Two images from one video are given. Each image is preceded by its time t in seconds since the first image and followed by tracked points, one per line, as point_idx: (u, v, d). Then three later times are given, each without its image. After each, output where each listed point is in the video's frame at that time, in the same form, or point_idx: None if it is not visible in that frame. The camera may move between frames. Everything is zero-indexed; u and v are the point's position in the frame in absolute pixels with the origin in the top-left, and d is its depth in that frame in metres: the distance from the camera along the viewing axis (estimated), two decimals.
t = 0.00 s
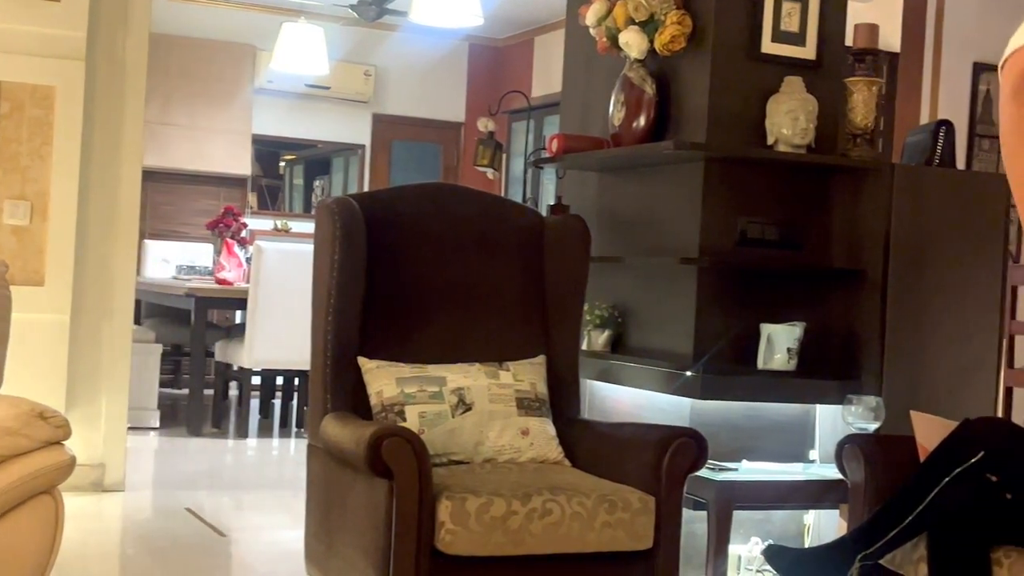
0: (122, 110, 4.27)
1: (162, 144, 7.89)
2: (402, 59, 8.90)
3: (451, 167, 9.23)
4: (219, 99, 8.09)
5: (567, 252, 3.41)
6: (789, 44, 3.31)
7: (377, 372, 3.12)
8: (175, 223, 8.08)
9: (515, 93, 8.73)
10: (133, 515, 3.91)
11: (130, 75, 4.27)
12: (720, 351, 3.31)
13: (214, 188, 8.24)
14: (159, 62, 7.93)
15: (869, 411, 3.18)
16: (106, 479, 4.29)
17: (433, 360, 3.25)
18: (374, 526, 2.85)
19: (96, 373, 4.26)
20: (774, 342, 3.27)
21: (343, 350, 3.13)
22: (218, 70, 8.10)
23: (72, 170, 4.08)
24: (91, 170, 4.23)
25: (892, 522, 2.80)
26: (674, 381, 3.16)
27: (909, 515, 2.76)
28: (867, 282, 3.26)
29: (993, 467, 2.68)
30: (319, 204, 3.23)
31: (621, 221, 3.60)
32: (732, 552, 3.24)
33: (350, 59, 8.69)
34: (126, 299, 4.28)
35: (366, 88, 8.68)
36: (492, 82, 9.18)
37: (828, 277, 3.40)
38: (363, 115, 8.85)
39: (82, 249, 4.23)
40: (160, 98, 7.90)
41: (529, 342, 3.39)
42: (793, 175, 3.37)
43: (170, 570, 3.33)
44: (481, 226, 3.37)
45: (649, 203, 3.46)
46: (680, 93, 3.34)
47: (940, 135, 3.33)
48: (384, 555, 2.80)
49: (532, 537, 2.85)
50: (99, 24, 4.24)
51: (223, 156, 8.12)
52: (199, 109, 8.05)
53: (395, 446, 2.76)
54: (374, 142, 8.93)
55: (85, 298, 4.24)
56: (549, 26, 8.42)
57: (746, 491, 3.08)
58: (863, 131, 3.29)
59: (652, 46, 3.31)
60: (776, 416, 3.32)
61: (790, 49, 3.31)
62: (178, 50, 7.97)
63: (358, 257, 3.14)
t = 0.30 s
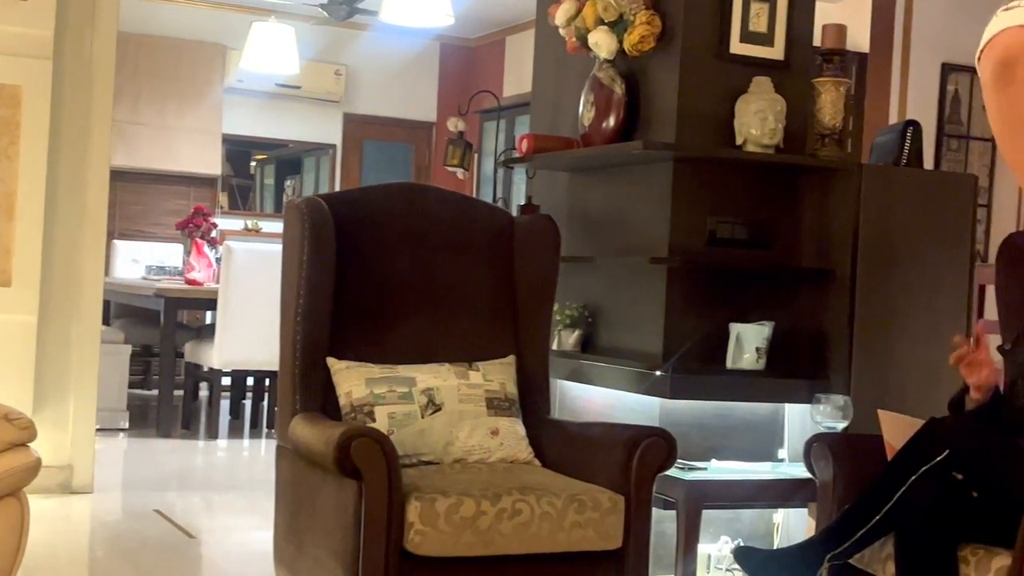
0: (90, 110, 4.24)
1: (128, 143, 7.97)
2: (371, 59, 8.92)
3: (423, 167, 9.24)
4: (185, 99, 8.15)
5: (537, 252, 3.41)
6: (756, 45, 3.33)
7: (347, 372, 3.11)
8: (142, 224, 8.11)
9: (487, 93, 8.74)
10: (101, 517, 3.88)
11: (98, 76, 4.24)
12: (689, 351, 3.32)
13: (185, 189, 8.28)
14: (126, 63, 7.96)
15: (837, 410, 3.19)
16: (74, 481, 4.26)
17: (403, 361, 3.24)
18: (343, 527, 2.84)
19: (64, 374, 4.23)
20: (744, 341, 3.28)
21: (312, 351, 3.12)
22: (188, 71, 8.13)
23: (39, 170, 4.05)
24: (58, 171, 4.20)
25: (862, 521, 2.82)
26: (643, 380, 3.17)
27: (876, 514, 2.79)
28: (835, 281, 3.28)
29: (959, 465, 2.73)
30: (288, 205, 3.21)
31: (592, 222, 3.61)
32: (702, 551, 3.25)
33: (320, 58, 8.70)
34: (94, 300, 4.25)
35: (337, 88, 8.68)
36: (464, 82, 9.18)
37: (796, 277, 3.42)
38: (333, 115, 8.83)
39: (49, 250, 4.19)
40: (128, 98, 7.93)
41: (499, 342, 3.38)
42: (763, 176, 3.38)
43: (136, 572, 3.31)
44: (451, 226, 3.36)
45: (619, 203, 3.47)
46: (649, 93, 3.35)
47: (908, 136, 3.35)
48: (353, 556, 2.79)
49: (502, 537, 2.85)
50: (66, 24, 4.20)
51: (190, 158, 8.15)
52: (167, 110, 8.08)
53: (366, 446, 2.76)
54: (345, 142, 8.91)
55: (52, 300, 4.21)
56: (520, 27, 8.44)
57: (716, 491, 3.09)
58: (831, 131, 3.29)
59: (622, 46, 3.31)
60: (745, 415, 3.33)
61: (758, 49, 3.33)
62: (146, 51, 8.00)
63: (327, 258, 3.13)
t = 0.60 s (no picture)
0: (56, 112, 4.20)
1: (95, 143, 7.96)
2: (337, 61, 8.93)
3: (392, 168, 9.26)
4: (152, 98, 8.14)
5: (504, 254, 3.40)
6: (723, 47, 3.33)
7: (314, 375, 3.10)
8: (109, 225, 8.08)
9: (453, 95, 8.76)
10: (68, 521, 3.85)
11: (63, 77, 4.20)
12: (657, 352, 3.33)
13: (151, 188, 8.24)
14: (92, 63, 7.97)
15: (803, 410, 3.20)
16: (41, 484, 4.23)
17: (371, 363, 3.23)
18: (310, 530, 2.83)
19: (30, 377, 4.20)
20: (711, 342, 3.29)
21: (279, 353, 3.11)
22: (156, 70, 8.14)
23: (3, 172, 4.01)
24: (23, 173, 4.17)
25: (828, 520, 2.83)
26: (611, 382, 3.18)
27: (842, 514, 2.80)
28: (801, 282, 3.29)
29: (925, 466, 2.75)
30: (256, 206, 3.20)
31: (560, 223, 3.61)
32: (669, 551, 3.26)
33: (288, 58, 8.71)
34: (60, 302, 4.21)
35: (306, 88, 8.74)
36: (431, 83, 9.25)
37: (764, 278, 3.43)
38: (304, 116, 8.89)
39: (14, 252, 4.16)
40: (94, 99, 7.93)
41: (467, 344, 3.38)
42: (730, 178, 3.39)
43: None
44: (419, 228, 3.35)
45: (588, 205, 3.47)
46: (618, 95, 3.35)
47: (874, 138, 3.36)
48: (320, 559, 2.78)
49: (469, 539, 2.85)
50: (31, 25, 4.17)
51: (157, 158, 8.13)
52: (135, 108, 8.06)
53: (333, 449, 2.75)
54: (313, 142, 8.97)
55: (17, 303, 4.17)
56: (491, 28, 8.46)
57: (683, 491, 3.10)
58: (798, 133, 3.30)
59: (589, 48, 3.32)
60: (712, 415, 3.34)
61: (724, 51, 3.33)
62: (111, 50, 8.02)
63: (295, 259, 3.11)
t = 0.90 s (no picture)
0: (22, 112, 4.17)
1: (63, 144, 7.95)
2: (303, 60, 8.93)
3: (362, 168, 9.33)
4: (120, 98, 8.13)
5: (472, 255, 3.39)
6: (692, 48, 3.33)
7: (281, 377, 3.08)
8: (76, 227, 8.06)
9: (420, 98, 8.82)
10: (35, 524, 3.82)
11: (30, 77, 4.17)
12: (625, 354, 3.33)
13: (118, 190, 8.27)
14: (62, 63, 7.95)
15: (770, 411, 3.21)
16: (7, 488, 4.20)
17: (338, 365, 3.22)
18: (276, 533, 2.81)
19: None
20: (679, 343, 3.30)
21: (246, 356, 3.09)
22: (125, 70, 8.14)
23: None
24: None
25: (795, 520, 2.84)
26: (579, 383, 3.17)
27: (808, 513, 2.82)
28: (769, 283, 3.30)
29: (889, 466, 2.78)
30: (222, 207, 3.18)
31: (529, 224, 3.60)
32: (637, 552, 3.27)
33: (259, 59, 8.72)
34: (25, 305, 4.18)
35: (275, 88, 8.74)
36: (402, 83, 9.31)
37: (731, 279, 3.44)
38: (272, 116, 8.87)
39: None
40: (63, 99, 7.92)
41: (435, 346, 3.37)
42: (698, 178, 3.40)
43: None
44: (387, 229, 3.34)
45: (557, 206, 3.47)
46: (586, 97, 3.35)
47: (840, 139, 3.38)
48: (286, 563, 2.77)
49: (436, 541, 2.84)
50: None
51: (123, 157, 8.12)
52: (103, 109, 8.05)
53: (298, 451, 2.74)
54: (284, 142, 8.98)
55: None
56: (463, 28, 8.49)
57: (651, 492, 3.10)
58: (764, 135, 3.32)
59: (558, 50, 3.32)
60: (680, 416, 3.34)
61: (693, 53, 3.34)
62: (80, 51, 8.01)
63: (261, 261, 3.10)
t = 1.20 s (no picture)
0: None
1: (33, 145, 7.92)
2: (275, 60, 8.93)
3: (334, 168, 9.28)
4: (90, 99, 8.11)
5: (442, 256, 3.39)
6: (661, 50, 3.34)
7: (249, 379, 3.07)
8: (45, 227, 8.00)
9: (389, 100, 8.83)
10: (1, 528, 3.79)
11: None
12: (595, 355, 3.33)
13: (88, 192, 8.21)
14: (31, 64, 7.95)
15: (739, 412, 3.22)
16: None
17: (306, 367, 3.21)
18: (244, 536, 2.80)
19: None
20: (649, 344, 3.30)
21: (213, 358, 3.07)
22: (95, 71, 8.13)
23: None
24: None
25: (763, 521, 2.84)
26: (550, 384, 3.17)
27: (777, 513, 2.82)
28: (738, 284, 3.31)
29: (856, 467, 2.80)
30: (189, 208, 3.16)
31: (499, 226, 3.60)
32: (608, 553, 3.27)
33: (229, 60, 8.71)
34: None
35: (245, 89, 8.71)
36: (373, 82, 9.33)
37: (701, 281, 3.45)
38: (242, 116, 8.86)
39: None
40: (32, 101, 7.91)
41: (404, 347, 3.36)
42: (667, 180, 3.40)
43: None
44: (356, 230, 3.34)
45: (527, 208, 3.47)
46: (556, 99, 3.35)
47: (808, 141, 3.39)
48: (254, 567, 2.75)
49: (405, 544, 2.83)
50: None
51: (94, 159, 8.09)
52: (72, 111, 8.04)
53: (264, 454, 2.73)
54: (254, 143, 8.94)
55: None
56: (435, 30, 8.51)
57: (620, 493, 3.10)
58: (734, 136, 3.31)
59: (528, 51, 3.32)
60: (650, 417, 3.35)
61: (661, 55, 3.34)
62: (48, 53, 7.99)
63: (229, 262, 3.08)
